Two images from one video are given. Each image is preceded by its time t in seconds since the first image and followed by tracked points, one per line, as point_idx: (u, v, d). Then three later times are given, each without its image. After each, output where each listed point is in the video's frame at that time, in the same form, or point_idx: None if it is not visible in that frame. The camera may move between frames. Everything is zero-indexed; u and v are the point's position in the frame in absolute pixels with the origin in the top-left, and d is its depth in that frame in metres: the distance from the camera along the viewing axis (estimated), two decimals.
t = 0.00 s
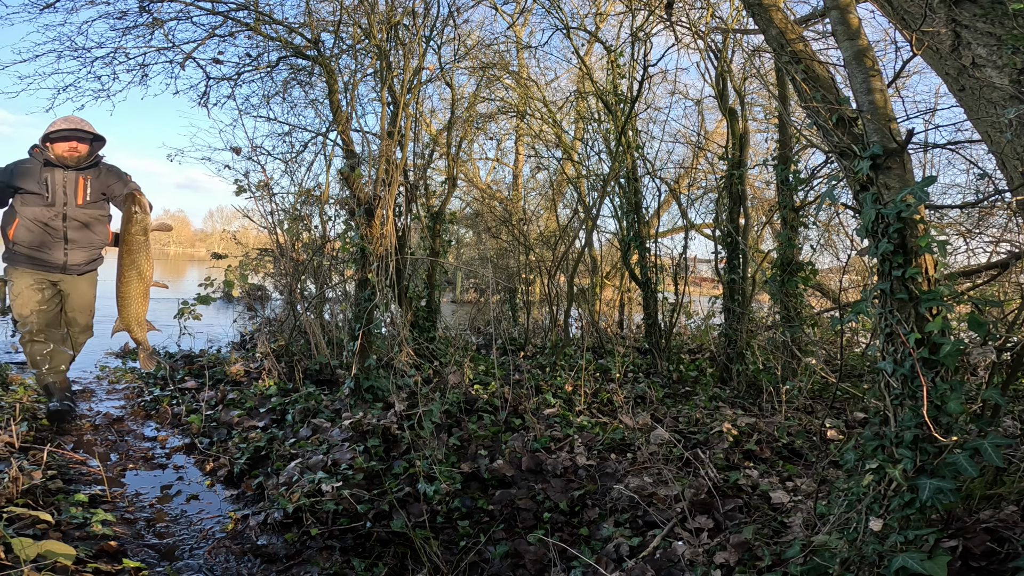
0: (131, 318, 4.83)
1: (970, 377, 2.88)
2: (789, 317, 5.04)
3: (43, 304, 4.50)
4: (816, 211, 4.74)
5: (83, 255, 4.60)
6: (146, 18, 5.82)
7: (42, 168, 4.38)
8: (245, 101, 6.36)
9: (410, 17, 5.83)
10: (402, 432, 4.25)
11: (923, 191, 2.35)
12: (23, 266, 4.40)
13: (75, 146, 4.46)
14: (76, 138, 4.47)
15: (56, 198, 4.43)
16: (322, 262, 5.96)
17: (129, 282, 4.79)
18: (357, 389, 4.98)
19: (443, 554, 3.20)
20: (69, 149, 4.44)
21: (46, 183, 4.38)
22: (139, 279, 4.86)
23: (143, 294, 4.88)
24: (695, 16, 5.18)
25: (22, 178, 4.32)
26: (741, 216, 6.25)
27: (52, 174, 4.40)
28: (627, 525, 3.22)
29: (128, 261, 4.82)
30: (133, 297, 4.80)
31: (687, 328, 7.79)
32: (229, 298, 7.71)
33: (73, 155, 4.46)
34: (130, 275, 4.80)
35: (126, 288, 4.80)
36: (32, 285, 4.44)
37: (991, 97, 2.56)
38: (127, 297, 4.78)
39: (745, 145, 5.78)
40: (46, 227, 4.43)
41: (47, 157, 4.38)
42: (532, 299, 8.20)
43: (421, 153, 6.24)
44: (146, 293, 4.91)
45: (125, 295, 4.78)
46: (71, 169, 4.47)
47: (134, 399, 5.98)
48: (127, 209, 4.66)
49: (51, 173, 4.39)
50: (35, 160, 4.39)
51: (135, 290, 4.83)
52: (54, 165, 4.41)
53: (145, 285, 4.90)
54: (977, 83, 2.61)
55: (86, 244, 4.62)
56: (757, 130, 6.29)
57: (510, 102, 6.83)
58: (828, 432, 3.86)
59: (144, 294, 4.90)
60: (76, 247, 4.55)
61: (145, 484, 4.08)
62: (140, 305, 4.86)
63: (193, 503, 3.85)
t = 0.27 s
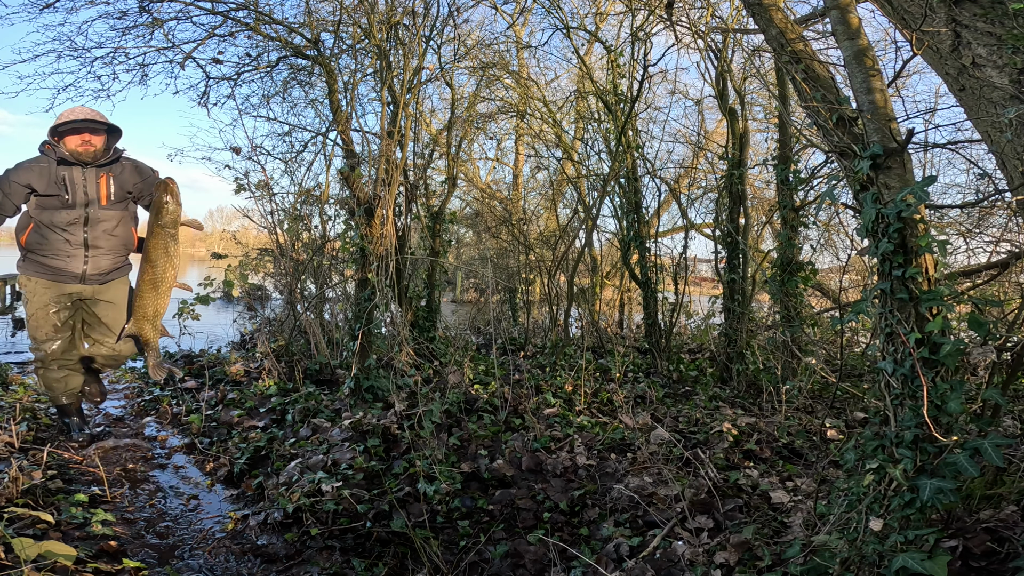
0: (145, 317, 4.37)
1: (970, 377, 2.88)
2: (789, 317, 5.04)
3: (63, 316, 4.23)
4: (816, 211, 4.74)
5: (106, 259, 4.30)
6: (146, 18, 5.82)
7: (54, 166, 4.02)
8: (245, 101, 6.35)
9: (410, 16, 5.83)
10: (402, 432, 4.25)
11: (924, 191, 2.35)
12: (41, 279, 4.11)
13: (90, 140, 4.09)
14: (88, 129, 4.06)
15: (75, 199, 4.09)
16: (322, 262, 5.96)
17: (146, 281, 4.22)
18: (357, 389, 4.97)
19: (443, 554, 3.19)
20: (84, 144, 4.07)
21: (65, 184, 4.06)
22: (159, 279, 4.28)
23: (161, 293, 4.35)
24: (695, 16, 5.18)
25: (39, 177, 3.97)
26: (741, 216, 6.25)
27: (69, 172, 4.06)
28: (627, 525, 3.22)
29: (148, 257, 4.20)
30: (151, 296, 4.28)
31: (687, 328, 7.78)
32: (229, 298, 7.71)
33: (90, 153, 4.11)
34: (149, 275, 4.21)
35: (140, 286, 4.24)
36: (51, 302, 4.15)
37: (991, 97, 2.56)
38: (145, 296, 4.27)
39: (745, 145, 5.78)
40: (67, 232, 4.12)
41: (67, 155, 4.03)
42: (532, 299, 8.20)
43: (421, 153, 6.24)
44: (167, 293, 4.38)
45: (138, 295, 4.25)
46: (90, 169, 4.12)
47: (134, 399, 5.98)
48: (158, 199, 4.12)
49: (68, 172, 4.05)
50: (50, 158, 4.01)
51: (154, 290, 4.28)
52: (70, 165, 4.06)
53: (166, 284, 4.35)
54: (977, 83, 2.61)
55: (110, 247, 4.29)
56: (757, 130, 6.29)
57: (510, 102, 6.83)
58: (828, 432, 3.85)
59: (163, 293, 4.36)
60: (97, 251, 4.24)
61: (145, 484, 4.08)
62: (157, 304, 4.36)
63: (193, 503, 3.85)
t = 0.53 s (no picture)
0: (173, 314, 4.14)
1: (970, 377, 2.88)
2: (789, 318, 5.04)
3: (90, 332, 4.12)
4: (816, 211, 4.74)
5: (139, 266, 4.15)
6: (146, 18, 5.82)
7: (94, 159, 3.89)
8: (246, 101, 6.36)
9: (410, 17, 5.83)
10: (402, 432, 4.26)
11: (924, 191, 2.35)
12: (64, 297, 3.97)
13: (136, 135, 3.97)
14: (133, 122, 3.94)
15: (113, 198, 3.96)
16: (322, 262, 5.96)
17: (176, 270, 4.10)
18: (357, 389, 4.97)
19: (443, 554, 3.19)
20: (127, 138, 3.96)
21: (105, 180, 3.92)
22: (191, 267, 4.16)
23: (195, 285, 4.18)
24: (695, 16, 5.18)
25: (80, 171, 3.83)
26: (741, 216, 6.25)
27: (109, 167, 3.94)
28: (627, 525, 3.22)
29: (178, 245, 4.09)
30: (186, 287, 4.14)
31: (687, 328, 7.78)
32: (229, 298, 7.71)
33: (133, 147, 3.99)
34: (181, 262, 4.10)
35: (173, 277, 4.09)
36: (75, 319, 4.04)
37: (991, 97, 2.56)
38: (178, 287, 4.10)
39: (745, 145, 5.78)
40: (101, 233, 3.96)
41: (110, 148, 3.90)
42: (532, 299, 8.20)
43: (421, 153, 6.24)
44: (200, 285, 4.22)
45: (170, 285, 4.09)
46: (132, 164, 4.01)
47: (134, 399, 5.98)
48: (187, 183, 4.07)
49: (110, 167, 3.93)
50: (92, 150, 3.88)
51: (187, 280, 4.13)
52: (112, 158, 3.94)
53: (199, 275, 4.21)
54: (977, 83, 2.61)
55: (146, 252, 4.16)
56: (758, 130, 6.29)
57: (510, 102, 6.84)
58: (828, 432, 3.85)
59: (197, 286, 4.21)
60: (132, 257, 4.10)
61: (145, 484, 4.08)
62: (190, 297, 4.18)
63: (193, 503, 3.85)
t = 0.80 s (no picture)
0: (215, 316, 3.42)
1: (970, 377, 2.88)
2: (789, 318, 5.04)
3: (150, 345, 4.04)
4: (816, 211, 4.74)
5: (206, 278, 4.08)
6: (146, 18, 5.83)
7: (156, 159, 3.73)
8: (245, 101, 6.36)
9: (410, 16, 5.82)
10: (402, 432, 4.26)
11: (924, 191, 2.35)
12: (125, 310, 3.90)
13: (186, 127, 3.82)
14: (182, 115, 3.78)
15: (187, 196, 3.82)
16: (322, 262, 5.97)
17: (218, 261, 3.32)
18: (357, 389, 4.97)
19: (443, 554, 3.19)
20: (179, 131, 3.80)
21: (173, 181, 3.76)
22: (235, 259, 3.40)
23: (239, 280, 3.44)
24: (695, 16, 5.18)
25: (146, 172, 3.68)
26: (741, 216, 6.25)
27: (173, 165, 3.78)
28: (627, 525, 3.22)
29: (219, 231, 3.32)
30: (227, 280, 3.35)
31: (687, 329, 7.76)
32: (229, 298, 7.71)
33: (187, 141, 3.84)
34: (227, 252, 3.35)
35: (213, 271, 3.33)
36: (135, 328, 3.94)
37: (991, 97, 2.56)
38: (222, 283, 3.34)
39: (745, 145, 5.78)
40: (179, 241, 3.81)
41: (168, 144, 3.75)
42: (532, 299, 8.20)
43: (421, 153, 6.24)
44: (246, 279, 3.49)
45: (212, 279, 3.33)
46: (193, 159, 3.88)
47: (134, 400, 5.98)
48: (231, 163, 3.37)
49: (175, 164, 3.78)
50: (151, 148, 3.72)
51: (228, 273, 3.36)
52: (172, 155, 3.78)
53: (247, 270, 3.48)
54: (977, 83, 2.61)
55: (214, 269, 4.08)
56: (758, 130, 6.29)
57: (510, 102, 6.84)
58: (828, 432, 3.85)
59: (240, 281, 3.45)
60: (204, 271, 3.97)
61: (145, 484, 4.08)
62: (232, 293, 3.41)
63: (193, 503, 3.85)
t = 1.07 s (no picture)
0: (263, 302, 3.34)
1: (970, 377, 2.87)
2: (789, 318, 5.05)
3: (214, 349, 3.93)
4: (816, 210, 4.74)
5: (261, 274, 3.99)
6: (146, 18, 5.83)
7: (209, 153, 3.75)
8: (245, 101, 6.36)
9: (410, 17, 5.82)
10: (402, 432, 4.26)
11: (924, 191, 2.35)
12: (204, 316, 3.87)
13: (227, 116, 3.90)
14: (217, 101, 3.81)
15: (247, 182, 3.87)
16: (322, 261, 5.99)
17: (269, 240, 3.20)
18: (357, 389, 4.98)
19: (443, 554, 3.18)
20: (219, 120, 3.87)
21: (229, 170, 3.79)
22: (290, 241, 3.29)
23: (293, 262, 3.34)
24: (695, 16, 5.18)
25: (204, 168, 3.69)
26: (741, 216, 6.25)
27: (225, 154, 3.81)
28: (627, 525, 3.22)
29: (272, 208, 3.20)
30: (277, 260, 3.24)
31: (687, 329, 7.76)
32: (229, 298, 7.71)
33: (230, 130, 3.93)
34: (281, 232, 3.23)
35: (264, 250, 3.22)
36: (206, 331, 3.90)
37: (991, 97, 2.56)
38: (274, 263, 3.24)
39: (745, 145, 5.78)
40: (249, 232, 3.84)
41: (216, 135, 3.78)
42: (532, 299, 8.19)
43: (421, 153, 6.23)
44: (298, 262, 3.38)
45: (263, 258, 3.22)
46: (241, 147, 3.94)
47: (134, 399, 5.98)
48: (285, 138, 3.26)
49: (228, 155, 3.82)
50: (201, 143, 3.74)
51: (280, 253, 3.25)
52: (222, 147, 3.82)
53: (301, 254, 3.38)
54: (977, 83, 2.61)
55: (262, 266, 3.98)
56: (758, 130, 6.28)
57: (510, 102, 6.85)
58: (828, 432, 3.84)
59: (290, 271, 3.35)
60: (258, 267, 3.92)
61: (145, 484, 4.08)
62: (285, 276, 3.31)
63: (193, 503, 3.85)
